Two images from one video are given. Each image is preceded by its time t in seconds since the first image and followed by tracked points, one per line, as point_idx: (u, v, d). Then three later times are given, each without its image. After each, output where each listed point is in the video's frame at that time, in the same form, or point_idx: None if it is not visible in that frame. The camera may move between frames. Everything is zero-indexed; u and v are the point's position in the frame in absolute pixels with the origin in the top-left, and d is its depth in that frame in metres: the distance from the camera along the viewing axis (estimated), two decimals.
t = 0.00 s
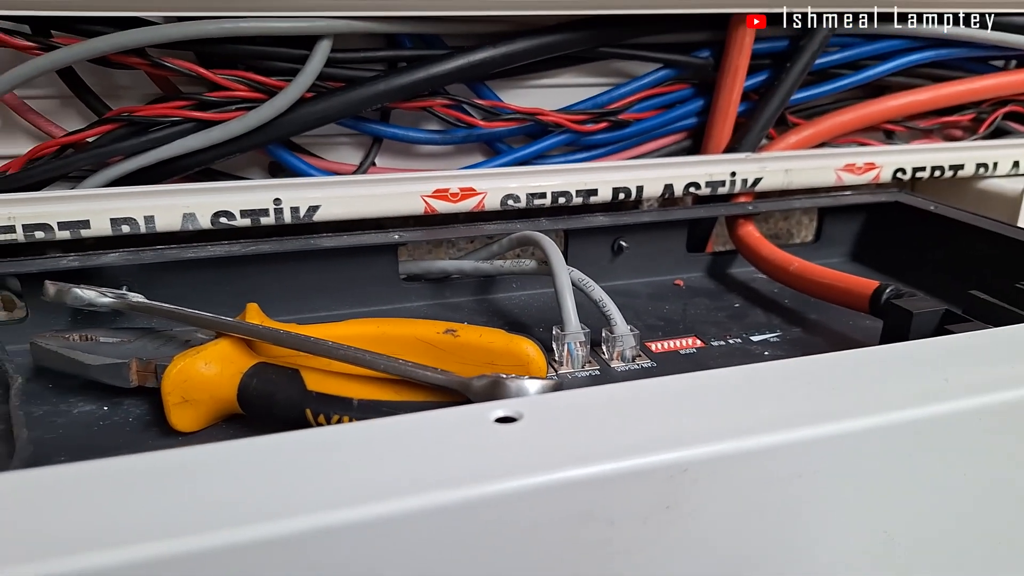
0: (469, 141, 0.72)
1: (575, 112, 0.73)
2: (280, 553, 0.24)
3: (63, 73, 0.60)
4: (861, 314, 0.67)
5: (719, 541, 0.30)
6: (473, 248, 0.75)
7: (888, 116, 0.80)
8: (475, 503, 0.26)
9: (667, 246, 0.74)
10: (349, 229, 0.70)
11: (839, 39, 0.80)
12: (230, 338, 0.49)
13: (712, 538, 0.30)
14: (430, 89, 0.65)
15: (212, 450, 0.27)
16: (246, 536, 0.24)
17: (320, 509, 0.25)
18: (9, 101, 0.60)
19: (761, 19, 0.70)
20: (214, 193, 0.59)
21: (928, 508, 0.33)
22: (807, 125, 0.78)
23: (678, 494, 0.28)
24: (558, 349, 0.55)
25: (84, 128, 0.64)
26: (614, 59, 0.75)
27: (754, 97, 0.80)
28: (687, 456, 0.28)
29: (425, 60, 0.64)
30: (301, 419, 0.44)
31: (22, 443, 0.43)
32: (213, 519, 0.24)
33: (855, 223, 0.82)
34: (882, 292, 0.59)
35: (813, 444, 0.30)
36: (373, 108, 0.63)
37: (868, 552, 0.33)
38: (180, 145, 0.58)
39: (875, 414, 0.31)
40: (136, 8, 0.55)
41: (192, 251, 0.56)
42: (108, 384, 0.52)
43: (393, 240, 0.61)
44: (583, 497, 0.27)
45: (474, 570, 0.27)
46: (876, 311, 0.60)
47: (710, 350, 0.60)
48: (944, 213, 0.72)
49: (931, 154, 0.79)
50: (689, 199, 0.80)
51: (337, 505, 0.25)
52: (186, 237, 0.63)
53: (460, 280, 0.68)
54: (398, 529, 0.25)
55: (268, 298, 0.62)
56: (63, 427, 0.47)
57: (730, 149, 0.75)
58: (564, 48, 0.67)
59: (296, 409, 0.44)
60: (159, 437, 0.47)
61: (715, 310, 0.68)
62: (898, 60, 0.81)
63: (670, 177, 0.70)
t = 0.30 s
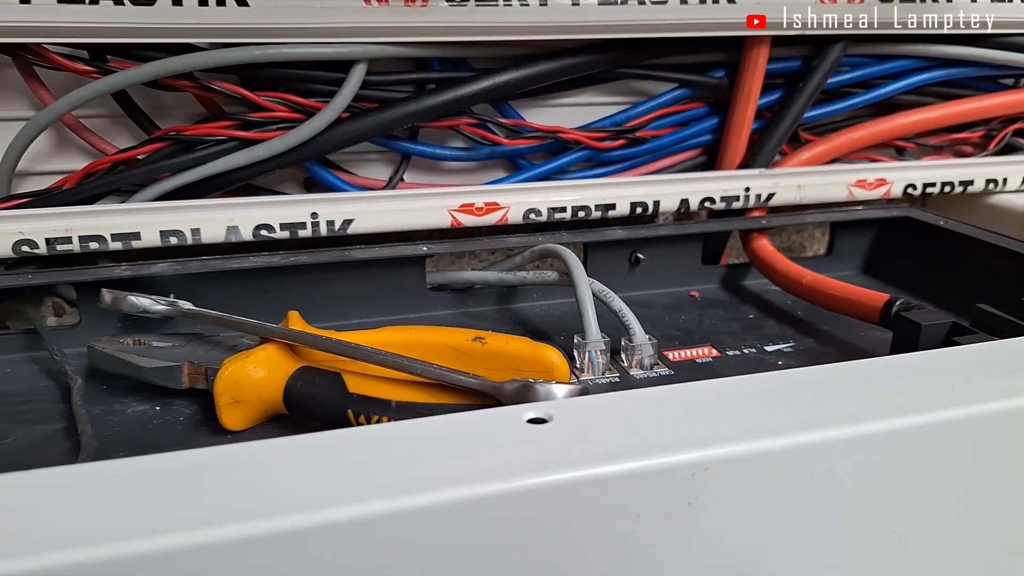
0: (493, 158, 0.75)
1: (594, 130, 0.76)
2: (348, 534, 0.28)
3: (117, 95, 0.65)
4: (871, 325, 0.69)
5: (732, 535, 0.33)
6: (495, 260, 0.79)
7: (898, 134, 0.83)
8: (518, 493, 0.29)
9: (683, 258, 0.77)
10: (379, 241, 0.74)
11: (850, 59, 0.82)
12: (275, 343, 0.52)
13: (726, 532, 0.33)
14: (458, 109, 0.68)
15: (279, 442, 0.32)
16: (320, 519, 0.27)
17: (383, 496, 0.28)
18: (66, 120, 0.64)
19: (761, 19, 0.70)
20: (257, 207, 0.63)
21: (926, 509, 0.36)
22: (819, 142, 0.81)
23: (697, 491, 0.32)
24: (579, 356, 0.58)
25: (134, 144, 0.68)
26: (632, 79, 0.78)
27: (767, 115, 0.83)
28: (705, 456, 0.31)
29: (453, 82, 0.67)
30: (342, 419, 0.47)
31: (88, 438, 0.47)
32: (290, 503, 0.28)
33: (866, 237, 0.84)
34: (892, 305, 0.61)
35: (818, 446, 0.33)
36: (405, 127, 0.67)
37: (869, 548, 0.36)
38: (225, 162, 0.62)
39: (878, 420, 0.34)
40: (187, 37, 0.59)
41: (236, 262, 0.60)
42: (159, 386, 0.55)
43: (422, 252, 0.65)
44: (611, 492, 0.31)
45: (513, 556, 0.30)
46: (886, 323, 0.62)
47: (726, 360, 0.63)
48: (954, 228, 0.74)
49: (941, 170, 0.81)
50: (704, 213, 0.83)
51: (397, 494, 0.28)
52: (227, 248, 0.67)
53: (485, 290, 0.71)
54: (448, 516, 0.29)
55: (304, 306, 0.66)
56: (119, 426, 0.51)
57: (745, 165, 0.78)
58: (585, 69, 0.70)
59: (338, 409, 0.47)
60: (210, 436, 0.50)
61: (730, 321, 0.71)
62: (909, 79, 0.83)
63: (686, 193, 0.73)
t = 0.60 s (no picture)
0: (539, 169, 0.79)
1: (637, 143, 0.79)
2: (445, 503, 0.33)
3: (191, 107, 0.69)
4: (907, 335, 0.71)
5: (771, 521, 0.37)
6: (538, 267, 0.82)
7: (935, 150, 0.84)
8: (590, 476, 0.34)
9: (721, 268, 0.80)
10: (430, 247, 0.78)
11: (887, 78, 0.85)
12: (341, 339, 0.56)
13: (765, 519, 0.37)
14: (508, 123, 0.72)
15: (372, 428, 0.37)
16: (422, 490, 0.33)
17: (473, 474, 0.33)
18: (144, 130, 0.69)
19: (760, 19, 0.71)
20: (318, 213, 0.67)
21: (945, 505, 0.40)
22: (857, 157, 0.83)
23: (741, 481, 0.36)
24: (623, 359, 0.60)
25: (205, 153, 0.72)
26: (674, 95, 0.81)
27: (806, 131, 0.85)
28: (750, 450, 0.36)
29: (503, 97, 0.71)
30: (404, 410, 0.51)
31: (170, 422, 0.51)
32: (396, 475, 0.33)
33: (902, 251, 0.86)
34: (927, 316, 0.63)
35: (850, 445, 0.37)
36: (458, 139, 0.71)
37: (891, 538, 0.40)
38: (291, 171, 0.67)
39: (904, 422, 0.38)
40: (260, 55, 0.64)
41: (301, 263, 0.64)
42: (229, 378, 0.59)
43: (472, 257, 0.68)
44: (666, 479, 0.35)
45: (580, 531, 0.35)
46: (921, 333, 0.64)
47: (765, 366, 0.66)
48: (989, 244, 0.75)
49: (978, 187, 0.82)
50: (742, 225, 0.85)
51: (484, 471, 0.33)
52: (289, 251, 0.71)
53: (530, 295, 0.74)
54: (528, 493, 0.34)
55: (359, 306, 0.69)
56: (196, 413, 0.55)
57: (784, 179, 0.80)
58: (628, 86, 0.74)
59: (401, 401, 0.51)
60: (279, 424, 0.54)
61: (767, 330, 0.73)
62: (946, 97, 0.85)
63: (726, 205, 0.76)
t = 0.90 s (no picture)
0: (583, 189, 0.83)
1: (676, 165, 0.84)
2: (499, 491, 0.35)
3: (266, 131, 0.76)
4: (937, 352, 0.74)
5: (803, 519, 0.39)
6: (581, 281, 0.87)
7: (967, 174, 0.87)
8: (630, 471, 0.36)
9: (757, 284, 0.84)
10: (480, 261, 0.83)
11: (920, 104, 0.88)
12: (403, 345, 0.61)
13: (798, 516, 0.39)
14: (556, 146, 0.77)
15: (422, 421, 0.39)
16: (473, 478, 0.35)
17: (521, 465, 0.35)
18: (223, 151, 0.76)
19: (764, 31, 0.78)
20: (380, 229, 0.72)
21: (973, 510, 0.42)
22: (890, 180, 0.86)
23: (776, 479, 0.38)
24: (663, 369, 0.64)
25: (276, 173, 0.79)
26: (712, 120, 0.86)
27: (840, 154, 0.89)
28: (784, 450, 0.38)
29: (551, 122, 0.76)
30: (462, 410, 0.55)
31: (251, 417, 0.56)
32: (445, 465, 0.35)
33: (934, 271, 0.89)
34: (954, 333, 0.66)
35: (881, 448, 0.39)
36: (509, 160, 0.76)
37: (918, 541, 0.42)
38: (356, 189, 0.72)
39: (932, 428, 0.40)
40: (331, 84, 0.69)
41: (364, 275, 0.69)
42: (299, 379, 0.65)
43: (520, 271, 0.73)
44: (704, 475, 0.37)
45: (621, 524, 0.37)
46: (949, 350, 0.66)
47: (798, 378, 0.69)
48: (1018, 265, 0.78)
49: (1008, 209, 0.85)
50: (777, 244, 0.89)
51: (531, 462, 0.36)
52: (351, 263, 0.77)
53: (574, 308, 0.79)
54: (573, 484, 0.36)
55: (414, 315, 0.74)
56: (271, 410, 0.61)
57: (818, 200, 0.83)
58: (669, 111, 0.78)
59: (459, 402, 0.56)
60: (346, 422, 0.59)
61: (801, 344, 0.77)
62: (978, 122, 0.88)
63: (762, 224, 0.80)
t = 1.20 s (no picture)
0: (618, 207, 0.88)
1: (707, 185, 0.88)
2: (538, 480, 0.37)
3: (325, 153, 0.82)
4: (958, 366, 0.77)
5: (826, 513, 0.41)
6: (614, 294, 0.91)
7: (989, 194, 0.90)
8: (660, 463, 0.39)
9: (784, 299, 0.87)
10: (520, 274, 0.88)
11: (943, 127, 0.91)
12: (450, 351, 0.66)
13: (820, 511, 0.41)
14: (592, 167, 0.82)
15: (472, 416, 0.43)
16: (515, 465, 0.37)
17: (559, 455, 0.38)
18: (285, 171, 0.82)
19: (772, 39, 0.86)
20: (428, 243, 0.78)
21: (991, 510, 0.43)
22: (915, 200, 0.89)
23: (798, 474, 0.40)
24: (693, 377, 0.68)
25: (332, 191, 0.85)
26: (742, 142, 0.90)
27: (866, 175, 0.93)
28: (803, 447, 0.40)
29: (588, 144, 0.81)
30: (504, 410, 0.60)
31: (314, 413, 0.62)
32: (489, 453, 0.38)
33: (958, 288, 0.91)
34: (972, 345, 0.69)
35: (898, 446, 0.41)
36: (548, 180, 0.81)
37: (940, 540, 0.43)
38: (406, 207, 0.78)
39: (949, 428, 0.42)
40: (386, 109, 0.75)
41: (414, 286, 0.74)
42: (355, 380, 0.70)
43: (558, 284, 0.78)
44: (728, 469, 0.39)
45: (652, 512, 0.39)
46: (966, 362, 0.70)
47: (821, 387, 0.73)
48: None
49: None
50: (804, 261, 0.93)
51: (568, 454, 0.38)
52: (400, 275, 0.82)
53: (608, 319, 0.83)
54: (606, 474, 0.38)
55: (458, 324, 0.80)
56: (330, 408, 0.66)
57: (845, 219, 0.87)
58: (701, 134, 0.83)
59: (501, 403, 0.61)
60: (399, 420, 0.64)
61: (826, 356, 0.80)
62: (1001, 145, 0.91)
63: (789, 241, 0.84)
